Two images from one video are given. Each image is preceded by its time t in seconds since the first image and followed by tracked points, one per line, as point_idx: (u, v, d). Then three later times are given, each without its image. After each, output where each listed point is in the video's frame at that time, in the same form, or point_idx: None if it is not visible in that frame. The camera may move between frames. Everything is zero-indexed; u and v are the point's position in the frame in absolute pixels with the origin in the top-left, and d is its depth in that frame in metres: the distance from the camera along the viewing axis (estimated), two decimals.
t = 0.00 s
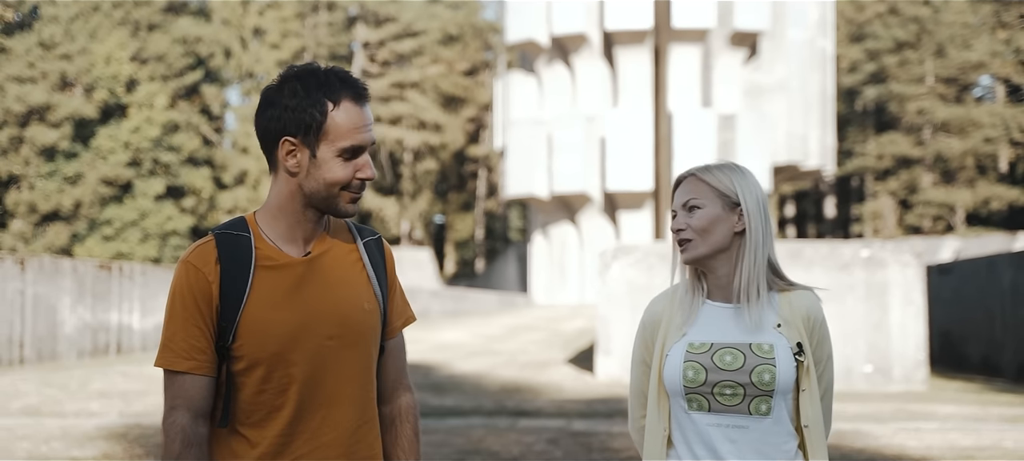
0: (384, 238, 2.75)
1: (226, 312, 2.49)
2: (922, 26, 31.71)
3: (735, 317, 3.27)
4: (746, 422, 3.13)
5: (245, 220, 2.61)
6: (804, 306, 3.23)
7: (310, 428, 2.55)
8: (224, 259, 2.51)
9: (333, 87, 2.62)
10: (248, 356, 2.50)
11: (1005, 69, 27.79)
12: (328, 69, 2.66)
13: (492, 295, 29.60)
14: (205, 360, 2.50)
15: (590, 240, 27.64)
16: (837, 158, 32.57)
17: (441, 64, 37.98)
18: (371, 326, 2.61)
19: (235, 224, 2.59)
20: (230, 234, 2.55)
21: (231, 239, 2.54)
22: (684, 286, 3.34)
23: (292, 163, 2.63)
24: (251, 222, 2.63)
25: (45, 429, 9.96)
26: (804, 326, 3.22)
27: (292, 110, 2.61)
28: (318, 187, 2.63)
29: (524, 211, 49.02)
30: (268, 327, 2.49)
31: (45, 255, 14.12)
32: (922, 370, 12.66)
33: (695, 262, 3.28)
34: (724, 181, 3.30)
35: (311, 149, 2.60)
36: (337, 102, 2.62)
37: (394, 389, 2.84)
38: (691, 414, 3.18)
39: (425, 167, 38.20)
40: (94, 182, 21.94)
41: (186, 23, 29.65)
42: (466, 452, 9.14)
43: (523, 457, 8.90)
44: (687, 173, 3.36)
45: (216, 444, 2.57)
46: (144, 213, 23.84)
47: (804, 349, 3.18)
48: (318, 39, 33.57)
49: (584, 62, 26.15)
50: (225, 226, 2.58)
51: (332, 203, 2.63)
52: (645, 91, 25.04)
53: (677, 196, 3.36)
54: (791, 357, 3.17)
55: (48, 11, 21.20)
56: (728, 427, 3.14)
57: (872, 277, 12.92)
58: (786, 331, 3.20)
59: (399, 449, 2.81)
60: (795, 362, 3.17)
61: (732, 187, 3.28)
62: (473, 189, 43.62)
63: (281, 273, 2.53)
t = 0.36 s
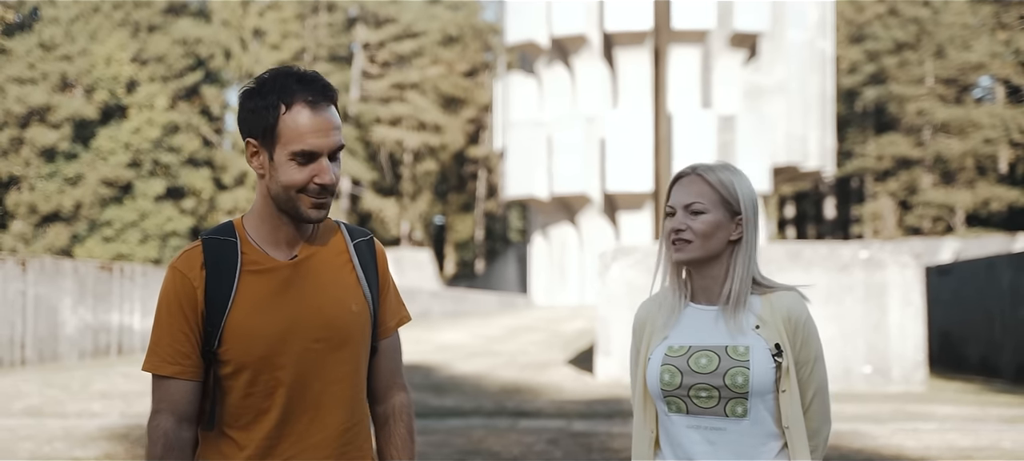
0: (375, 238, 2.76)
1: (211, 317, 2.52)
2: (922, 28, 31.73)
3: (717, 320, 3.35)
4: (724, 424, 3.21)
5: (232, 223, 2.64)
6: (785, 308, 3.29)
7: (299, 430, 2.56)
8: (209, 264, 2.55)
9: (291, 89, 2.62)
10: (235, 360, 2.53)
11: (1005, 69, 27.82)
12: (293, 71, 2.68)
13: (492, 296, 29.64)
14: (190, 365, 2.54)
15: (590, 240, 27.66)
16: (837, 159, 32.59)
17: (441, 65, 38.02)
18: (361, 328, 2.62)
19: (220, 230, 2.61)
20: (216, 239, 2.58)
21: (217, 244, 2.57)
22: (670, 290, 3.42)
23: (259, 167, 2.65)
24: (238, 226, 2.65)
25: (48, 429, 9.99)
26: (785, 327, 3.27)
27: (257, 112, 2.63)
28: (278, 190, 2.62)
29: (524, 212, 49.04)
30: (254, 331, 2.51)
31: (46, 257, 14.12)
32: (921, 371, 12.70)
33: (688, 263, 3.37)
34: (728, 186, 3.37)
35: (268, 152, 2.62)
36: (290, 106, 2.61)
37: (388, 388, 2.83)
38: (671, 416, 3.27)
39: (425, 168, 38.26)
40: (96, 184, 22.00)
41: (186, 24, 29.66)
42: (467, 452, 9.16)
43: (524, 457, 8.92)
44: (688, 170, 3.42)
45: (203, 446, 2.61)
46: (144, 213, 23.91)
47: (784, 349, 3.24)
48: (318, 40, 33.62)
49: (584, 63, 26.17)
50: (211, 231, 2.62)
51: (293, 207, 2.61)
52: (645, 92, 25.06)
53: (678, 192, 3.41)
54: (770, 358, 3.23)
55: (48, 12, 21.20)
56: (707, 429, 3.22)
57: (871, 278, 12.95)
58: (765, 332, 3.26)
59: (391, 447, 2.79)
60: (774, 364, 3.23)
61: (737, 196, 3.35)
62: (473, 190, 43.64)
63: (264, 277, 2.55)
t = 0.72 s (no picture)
0: (381, 238, 2.88)
1: (213, 317, 2.68)
2: (922, 28, 31.76)
3: (722, 322, 3.53)
4: (728, 425, 3.39)
5: (237, 225, 2.79)
6: (790, 310, 3.46)
7: (297, 426, 2.73)
8: (212, 264, 2.70)
9: (281, 91, 2.77)
10: (236, 358, 2.69)
11: (1005, 70, 27.87)
12: (288, 74, 2.82)
13: (491, 297, 29.66)
14: (193, 362, 2.71)
15: (590, 241, 27.70)
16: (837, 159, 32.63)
17: (441, 66, 38.09)
18: (363, 327, 2.77)
19: (228, 231, 2.77)
20: (222, 241, 2.73)
21: (222, 246, 2.72)
22: (679, 295, 3.62)
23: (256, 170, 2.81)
24: (243, 228, 2.80)
25: (50, 429, 10.04)
26: (790, 329, 3.44)
27: (253, 117, 2.78)
28: (274, 191, 2.76)
29: (523, 212, 49.09)
30: (256, 331, 2.67)
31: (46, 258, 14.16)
32: (918, 371, 12.75)
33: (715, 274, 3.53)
34: (758, 198, 3.53)
35: (264, 155, 2.77)
36: (280, 110, 2.76)
37: (394, 388, 2.97)
38: (676, 418, 3.45)
39: (425, 169, 38.33)
40: (96, 185, 22.03)
41: (186, 26, 29.69)
42: (466, 452, 9.20)
43: (522, 457, 8.96)
44: (722, 177, 3.54)
45: (208, 440, 2.80)
46: (144, 215, 23.99)
47: (787, 351, 3.41)
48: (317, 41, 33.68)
49: (584, 64, 26.23)
50: (219, 232, 2.77)
51: (285, 206, 2.75)
52: (645, 94, 25.09)
53: (709, 201, 3.55)
54: (774, 360, 3.40)
55: (48, 14, 21.24)
56: (712, 430, 3.40)
57: (869, 278, 12.99)
58: (769, 334, 3.43)
59: (397, 445, 2.95)
60: (778, 365, 3.40)
61: (766, 211, 3.53)
62: (473, 191, 43.68)
63: (268, 277, 2.71)
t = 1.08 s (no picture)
0: (395, 246, 3.14)
1: (222, 317, 2.94)
2: (920, 28, 31.78)
3: (744, 316, 3.79)
4: (745, 416, 3.62)
5: (253, 228, 3.06)
6: (813, 307, 3.71)
7: (298, 428, 2.96)
8: (224, 267, 2.97)
9: (303, 96, 3.03)
10: (243, 358, 2.93)
11: (1004, 70, 27.93)
12: (307, 86, 3.07)
13: (491, 298, 29.67)
14: (205, 361, 2.96)
15: (589, 241, 27.73)
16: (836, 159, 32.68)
17: (441, 67, 38.16)
18: (367, 332, 3.00)
19: (245, 233, 3.04)
20: (237, 242, 3.01)
21: (237, 246, 2.99)
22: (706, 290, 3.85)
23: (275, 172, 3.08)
24: (259, 231, 3.07)
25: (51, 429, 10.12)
26: (812, 324, 3.70)
27: (275, 119, 3.05)
28: (292, 194, 3.02)
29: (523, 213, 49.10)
30: (263, 333, 2.91)
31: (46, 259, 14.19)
32: (915, 371, 12.79)
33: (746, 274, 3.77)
34: (789, 197, 3.77)
35: (283, 159, 3.02)
36: (301, 114, 3.02)
37: (404, 395, 3.19)
38: (693, 407, 3.70)
39: (425, 169, 38.38)
40: (96, 185, 22.09)
41: (186, 26, 29.69)
42: (463, 451, 9.25)
43: (519, 456, 9.01)
44: (754, 177, 3.76)
45: (217, 439, 3.04)
46: (144, 215, 24.02)
47: (809, 345, 3.67)
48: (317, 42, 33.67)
49: (583, 64, 26.27)
50: (237, 235, 3.04)
51: (304, 211, 2.99)
52: (643, 93, 25.10)
53: (740, 201, 3.77)
54: (796, 353, 3.66)
55: (48, 14, 21.25)
56: (729, 420, 3.64)
57: (866, 278, 13.04)
58: (791, 327, 3.69)
59: (404, 451, 3.17)
60: (799, 359, 3.66)
61: (795, 211, 3.78)
62: (472, 191, 43.70)
63: (277, 280, 2.96)
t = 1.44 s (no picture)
0: (418, 244, 2.94)
1: (237, 308, 2.79)
2: (919, 29, 31.79)
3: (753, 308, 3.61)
4: (752, 408, 3.46)
5: (275, 222, 2.93)
6: (824, 302, 3.55)
7: (308, 422, 2.78)
8: (243, 257, 2.83)
9: (340, 87, 2.87)
10: (255, 349, 2.77)
11: (1002, 70, 27.92)
12: (340, 77, 2.89)
13: (490, 298, 29.75)
14: (221, 351, 2.81)
15: (587, 241, 27.75)
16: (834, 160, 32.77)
17: (440, 67, 38.21)
18: (382, 327, 2.80)
19: (266, 226, 2.90)
20: (259, 235, 2.87)
21: (257, 240, 2.85)
22: (718, 284, 3.65)
23: (304, 162, 2.89)
24: (281, 224, 2.93)
25: (47, 428, 10.11)
26: (823, 319, 3.52)
27: (306, 112, 2.88)
28: (326, 188, 2.86)
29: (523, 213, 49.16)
30: (275, 323, 2.75)
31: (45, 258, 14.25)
32: (909, 370, 12.89)
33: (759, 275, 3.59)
34: (800, 196, 3.57)
35: (317, 149, 2.85)
36: (341, 105, 2.85)
37: (424, 395, 2.95)
38: (699, 398, 3.52)
39: (424, 169, 38.46)
40: (96, 185, 22.18)
41: (185, 26, 29.72)
42: (458, 449, 9.28)
43: (513, 454, 9.04)
44: (765, 176, 3.56)
45: (234, 431, 2.90)
46: (143, 215, 24.06)
47: (819, 339, 3.49)
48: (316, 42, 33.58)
49: (582, 65, 26.32)
50: (259, 227, 2.91)
51: (339, 205, 2.84)
52: (642, 94, 25.15)
53: (752, 202, 3.56)
54: (804, 345, 3.49)
55: (47, 14, 21.28)
56: (737, 411, 3.47)
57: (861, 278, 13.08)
58: (801, 320, 3.52)
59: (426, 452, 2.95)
60: (808, 352, 3.49)
61: (807, 209, 3.59)
62: (471, 191, 43.76)
63: (294, 271, 2.80)
